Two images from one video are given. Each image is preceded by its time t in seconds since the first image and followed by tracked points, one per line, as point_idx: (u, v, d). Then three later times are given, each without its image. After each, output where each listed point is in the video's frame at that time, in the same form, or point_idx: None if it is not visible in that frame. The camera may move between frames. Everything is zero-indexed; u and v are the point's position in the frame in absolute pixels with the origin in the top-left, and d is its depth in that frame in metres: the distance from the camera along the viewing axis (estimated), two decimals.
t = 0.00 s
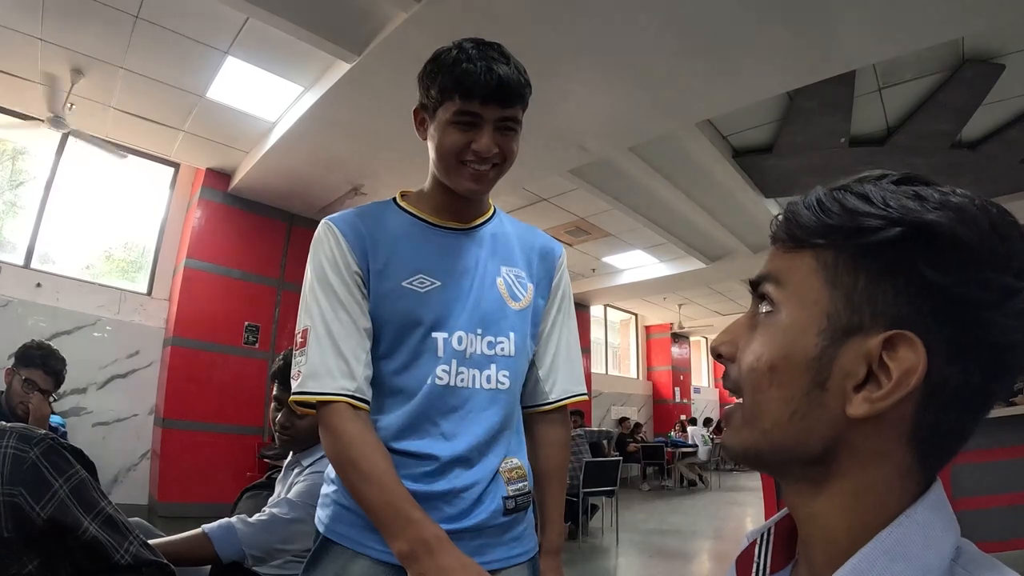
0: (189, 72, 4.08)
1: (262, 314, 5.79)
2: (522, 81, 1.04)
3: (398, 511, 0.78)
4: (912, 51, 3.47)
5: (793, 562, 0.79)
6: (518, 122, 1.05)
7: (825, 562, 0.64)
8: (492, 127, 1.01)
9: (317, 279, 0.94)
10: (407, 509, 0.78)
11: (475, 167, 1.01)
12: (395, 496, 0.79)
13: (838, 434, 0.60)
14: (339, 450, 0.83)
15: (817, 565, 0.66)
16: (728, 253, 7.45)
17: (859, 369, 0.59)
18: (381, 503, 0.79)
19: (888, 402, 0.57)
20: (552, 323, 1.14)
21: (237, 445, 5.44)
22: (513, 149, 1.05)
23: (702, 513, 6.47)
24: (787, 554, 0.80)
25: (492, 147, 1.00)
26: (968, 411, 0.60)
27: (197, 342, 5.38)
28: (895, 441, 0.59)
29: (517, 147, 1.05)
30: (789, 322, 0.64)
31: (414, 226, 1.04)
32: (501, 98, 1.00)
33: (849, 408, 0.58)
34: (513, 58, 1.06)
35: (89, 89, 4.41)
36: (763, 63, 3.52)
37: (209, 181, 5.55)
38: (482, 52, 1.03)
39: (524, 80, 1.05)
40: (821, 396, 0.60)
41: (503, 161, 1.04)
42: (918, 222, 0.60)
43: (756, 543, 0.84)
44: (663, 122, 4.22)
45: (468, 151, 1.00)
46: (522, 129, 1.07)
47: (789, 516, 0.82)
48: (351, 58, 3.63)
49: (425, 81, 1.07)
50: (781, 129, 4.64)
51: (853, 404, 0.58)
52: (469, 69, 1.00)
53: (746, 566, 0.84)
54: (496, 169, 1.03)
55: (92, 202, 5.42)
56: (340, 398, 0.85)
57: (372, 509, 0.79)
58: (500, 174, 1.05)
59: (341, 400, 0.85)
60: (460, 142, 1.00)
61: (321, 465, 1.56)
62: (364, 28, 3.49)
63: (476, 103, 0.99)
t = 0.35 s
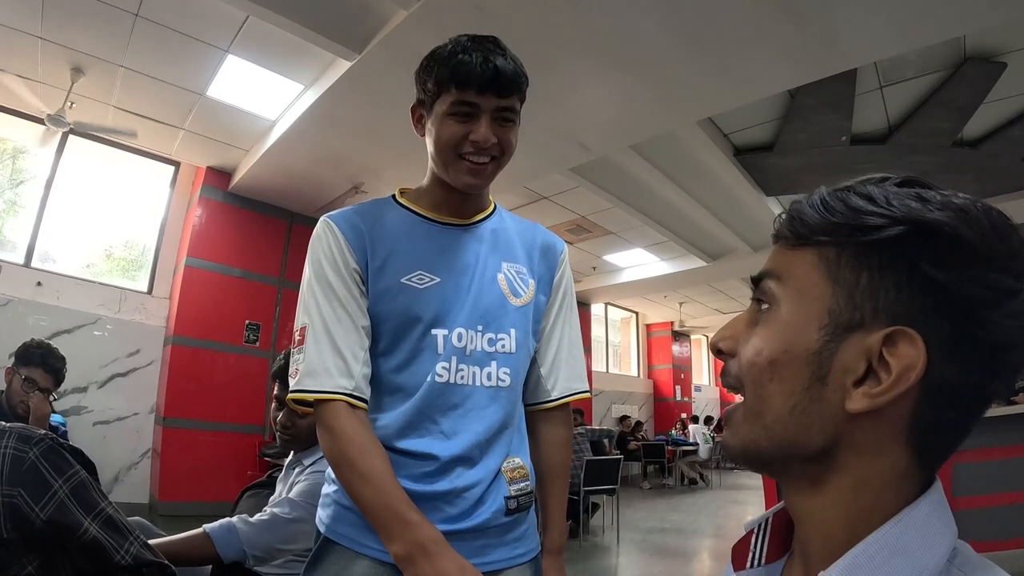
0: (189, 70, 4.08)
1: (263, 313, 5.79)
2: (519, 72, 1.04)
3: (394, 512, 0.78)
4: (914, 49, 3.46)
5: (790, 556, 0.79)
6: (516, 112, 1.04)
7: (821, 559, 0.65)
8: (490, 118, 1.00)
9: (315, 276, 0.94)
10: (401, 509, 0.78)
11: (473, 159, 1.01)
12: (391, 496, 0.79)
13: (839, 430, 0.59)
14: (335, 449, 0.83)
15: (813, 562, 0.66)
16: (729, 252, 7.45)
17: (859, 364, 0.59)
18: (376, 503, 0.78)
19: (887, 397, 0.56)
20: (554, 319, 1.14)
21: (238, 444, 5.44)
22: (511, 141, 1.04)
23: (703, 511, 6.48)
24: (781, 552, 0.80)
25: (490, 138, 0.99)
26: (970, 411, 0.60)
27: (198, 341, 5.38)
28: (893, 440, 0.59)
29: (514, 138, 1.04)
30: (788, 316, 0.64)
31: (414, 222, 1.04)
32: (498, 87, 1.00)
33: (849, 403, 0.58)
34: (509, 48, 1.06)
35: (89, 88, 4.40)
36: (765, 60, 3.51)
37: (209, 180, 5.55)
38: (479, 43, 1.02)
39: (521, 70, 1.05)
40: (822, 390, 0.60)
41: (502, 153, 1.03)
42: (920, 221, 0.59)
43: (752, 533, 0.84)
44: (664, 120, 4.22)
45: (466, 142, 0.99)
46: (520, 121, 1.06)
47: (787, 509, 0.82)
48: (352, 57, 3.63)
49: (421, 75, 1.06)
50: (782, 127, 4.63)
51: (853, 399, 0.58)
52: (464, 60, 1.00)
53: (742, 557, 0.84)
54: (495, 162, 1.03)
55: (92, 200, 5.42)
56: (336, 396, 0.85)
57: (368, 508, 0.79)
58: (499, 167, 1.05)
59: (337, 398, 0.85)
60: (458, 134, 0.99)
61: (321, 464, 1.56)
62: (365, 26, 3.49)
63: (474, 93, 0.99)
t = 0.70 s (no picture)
0: (187, 72, 4.08)
1: (262, 315, 5.78)
2: (520, 75, 1.04)
3: (403, 507, 0.77)
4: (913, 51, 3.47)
5: (801, 560, 0.79)
6: (515, 116, 1.04)
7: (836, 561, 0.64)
8: (489, 122, 1.00)
9: (314, 278, 0.93)
10: (411, 504, 0.77)
11: (472, 162, 1.01)
12: (399, 491, 0.78)
13: (860, 424, 0.59)
14: (336, 451, 0.82)
15: (827, 564, 0.65)
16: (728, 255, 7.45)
17: (876, 356, 0.58)
18: (380, 502, 0.78)
19: (911, 384, 0.56)
20: (553, 322, 1.14)
21: (237, 447, 5.43)
22: (510, 145, 1.04)
23: (702, 514, 6.47)
24: (792, 555, 0.79)
25: (489, 142, 0.99)
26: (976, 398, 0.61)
27: (196, 343, 5.37)
28: (908, 429, 0.59)
29: (513, 142, 1.04)
30: (799, 318, 0.63)
31: (413, 223, 1.03)
32: (497, 91, 0.99)
33: (871, 394, 0.58)
34: (509, 50, 1.05)
35: (88, 90, 4.40)
36: (764, 63, 3.51)
37: (207, 182, 5.55)
38: (479, 45, 1.02)
39: (522, 73, 1.05)
40: (842, 385, 0.59)
41: (501, 156, 1.03)
42: (923, 213, 0.61)
43: (763, 539, 0.84)
44: (663, 122, 4.22)
45: (464, 146, 0.99)
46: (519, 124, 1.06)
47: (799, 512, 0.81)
48: (351, 59, 3.63)
49: (420, 76, 1.06)
50: (781, 130, 4.64)
51: (875, 390, 0.58)
52: (464, 63, 1.00)
53: (753, 563, 0.84)
54: (494, 165, 1.03)
55: (91, 203, 5.41)
56: (335, 398, 0.84)
57: (372, 505, 0.78)
58: (498, 170, 1.05)
59: (336, 400, 0.84)
60: (456, 137, 0.99)
61: (319, 467, 1.56)
62: (364, 29, 3.49)
63: (473, 97, 0.99)
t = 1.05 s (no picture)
0: (185, 78, 4.08)
1: (260, 321, 5.77)
2: (522, 82, 1.04)
3: (398, 519, 0.77)
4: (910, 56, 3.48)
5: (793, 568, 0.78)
6: (517, 124, 1.04)
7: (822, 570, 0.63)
8: (491, 129, 1.00)
9: (313, 283, 0.93)
10: (406, 517, 0.77)
11: (473, 169, 1.01)
12: (396, 505, 0.78)
13: (820, 437, 0.59)
14: (334, 459, 0.82)
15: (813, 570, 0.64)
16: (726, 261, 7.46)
17: (836, 371, 0.58)
18: (379, 512, 0.78)
19: (862, 403, 0.56)
20: (552, 329, 1.13)
21: (234, 454, 5.41)
22: (512, 152, 1.04)
23: (702, 520, 6.44)
24: (785, 559, 0.79)
25: (490, 149, 0.99)
26: (957, 413, 0.59)
27: (194, 349, 5.36)
28: (877, 441, 0.58)
29: (514, 149, 1.04)
30: (777, 329, 0.64)
31: (412, 229, 1.03)
32: (500, 98, 1.00)
33: (826, 409, 0.58)
34: (512, 58, 1.06)
35: (87, 95, 4.40)
36: (762, 69, 3.53)
37: (206, 189, 5.55)
38: (482, 52, 1.02)
39: (524, 81, 1.05)
40: (801, 397, 0.60)
41: (502, 164, 1.03)
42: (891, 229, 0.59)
43: (754, 548, 0.83)
44: (661, 128, 4.23)
45: (466, 152, 0.99)
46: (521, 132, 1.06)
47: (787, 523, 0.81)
48: (350, 65, 3.63)
49: (422, 80, 1.06)
50: (778, 136, 4.65)
51: (829, 405, 0.58)
52: (468, 69, 1.00)
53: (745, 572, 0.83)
54: (495, 172, 1.03)
55: (90, 208, 5.41)
56: (333, 406, 0.84)
57: (368, 518, 0.78)
58: (499, 176, 1.05)
59: (334, 408, 0.84)
60: (458, 143, 0.99)
61: (316, 473, 1.55)
62: (363, 34, 3.50)
63: (476, 104, 0.99)
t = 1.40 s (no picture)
0: (184, 86, 4.09)
1: (258, 329, 5.77)
2: (519, 98, 1.04)
3: (396, 541, 0.77)
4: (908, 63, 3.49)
5: None
6: (514, 140, 1.04)
7: None
8: (487, 146, 1.00)
9: (311, 301, 0.93)
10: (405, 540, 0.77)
11: (470, 185, 1.01)
12: (396, 527, 0.77)
13: (829, 470, 0.58)
14: (334, 479, 0.81)
15: None
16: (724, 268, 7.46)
17: (849, 404, 0.58)
18: (380, 534, 0.77)
19: (878, 437, 0.56)
20: (550, 345, 1.13)
21: (232, 462, 5.39)
22: (509, 168, 1.04)
23: (701, 527, 6.41)
24: None
25: (487, 166, 0.99)
26: (964, 438, 0.59)
27: (192, 357, 5.35)
28: (888, 473, 0.58)
29: (512, 165, 1.04)
30: (777, 360, 0.63)
31: (410, 245, 1.03)
32: (497, 115, 1.00)
33: (839, 443, 0.58)
34: (510, 73, 1.06)
35: (86, 102, 4.40)
36: (761, 76, 3.54)
37: (204, 196, 5.54)
38: (479, 67, 1.02)
39: (521, 96, 1.05)
40: (810, 431, 0.59)
41: (500, 180, 1.03)
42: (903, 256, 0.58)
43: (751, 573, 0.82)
44: (660, 136, 4.24)
45: (462, 169, 0.99)
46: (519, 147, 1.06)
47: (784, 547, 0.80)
48: (348, 74, 3.64)
49: (420, 96, 1.06)
50: (776, 143, 4.67)
51: (843, 440, 0.57)
52: (464, 85, 1.00)
53: None
54: (492, 189, 1.03)
55: (88, 214, 5.41)
56: (332, 425, 0.84)
57: (367, 539, 0.78)
58: (497, 193, 1.05)
59: (333, 426, 0.84)
60: (455, 160, 0.99)
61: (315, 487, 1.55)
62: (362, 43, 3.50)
63: (472, 120, 0.98)
